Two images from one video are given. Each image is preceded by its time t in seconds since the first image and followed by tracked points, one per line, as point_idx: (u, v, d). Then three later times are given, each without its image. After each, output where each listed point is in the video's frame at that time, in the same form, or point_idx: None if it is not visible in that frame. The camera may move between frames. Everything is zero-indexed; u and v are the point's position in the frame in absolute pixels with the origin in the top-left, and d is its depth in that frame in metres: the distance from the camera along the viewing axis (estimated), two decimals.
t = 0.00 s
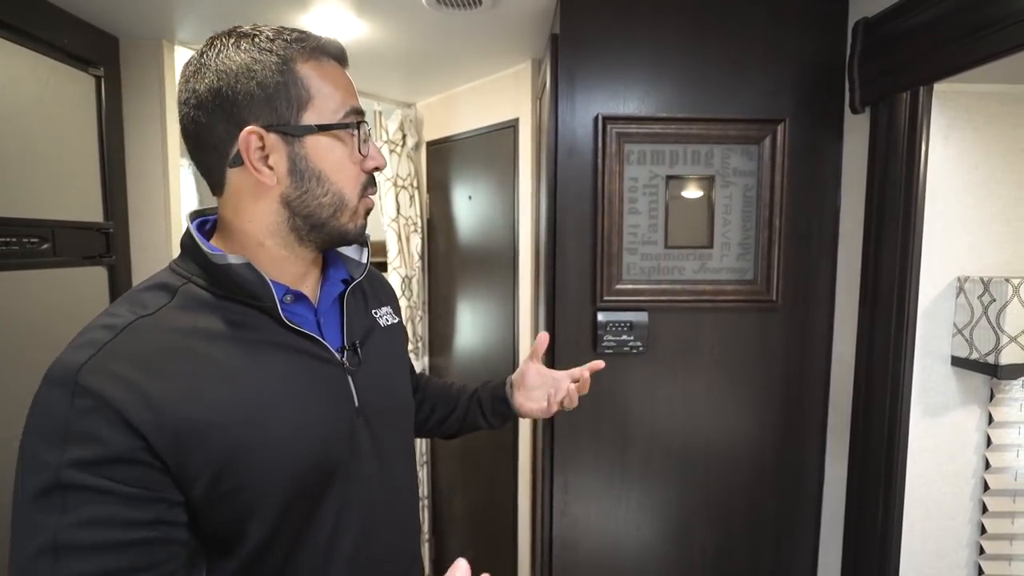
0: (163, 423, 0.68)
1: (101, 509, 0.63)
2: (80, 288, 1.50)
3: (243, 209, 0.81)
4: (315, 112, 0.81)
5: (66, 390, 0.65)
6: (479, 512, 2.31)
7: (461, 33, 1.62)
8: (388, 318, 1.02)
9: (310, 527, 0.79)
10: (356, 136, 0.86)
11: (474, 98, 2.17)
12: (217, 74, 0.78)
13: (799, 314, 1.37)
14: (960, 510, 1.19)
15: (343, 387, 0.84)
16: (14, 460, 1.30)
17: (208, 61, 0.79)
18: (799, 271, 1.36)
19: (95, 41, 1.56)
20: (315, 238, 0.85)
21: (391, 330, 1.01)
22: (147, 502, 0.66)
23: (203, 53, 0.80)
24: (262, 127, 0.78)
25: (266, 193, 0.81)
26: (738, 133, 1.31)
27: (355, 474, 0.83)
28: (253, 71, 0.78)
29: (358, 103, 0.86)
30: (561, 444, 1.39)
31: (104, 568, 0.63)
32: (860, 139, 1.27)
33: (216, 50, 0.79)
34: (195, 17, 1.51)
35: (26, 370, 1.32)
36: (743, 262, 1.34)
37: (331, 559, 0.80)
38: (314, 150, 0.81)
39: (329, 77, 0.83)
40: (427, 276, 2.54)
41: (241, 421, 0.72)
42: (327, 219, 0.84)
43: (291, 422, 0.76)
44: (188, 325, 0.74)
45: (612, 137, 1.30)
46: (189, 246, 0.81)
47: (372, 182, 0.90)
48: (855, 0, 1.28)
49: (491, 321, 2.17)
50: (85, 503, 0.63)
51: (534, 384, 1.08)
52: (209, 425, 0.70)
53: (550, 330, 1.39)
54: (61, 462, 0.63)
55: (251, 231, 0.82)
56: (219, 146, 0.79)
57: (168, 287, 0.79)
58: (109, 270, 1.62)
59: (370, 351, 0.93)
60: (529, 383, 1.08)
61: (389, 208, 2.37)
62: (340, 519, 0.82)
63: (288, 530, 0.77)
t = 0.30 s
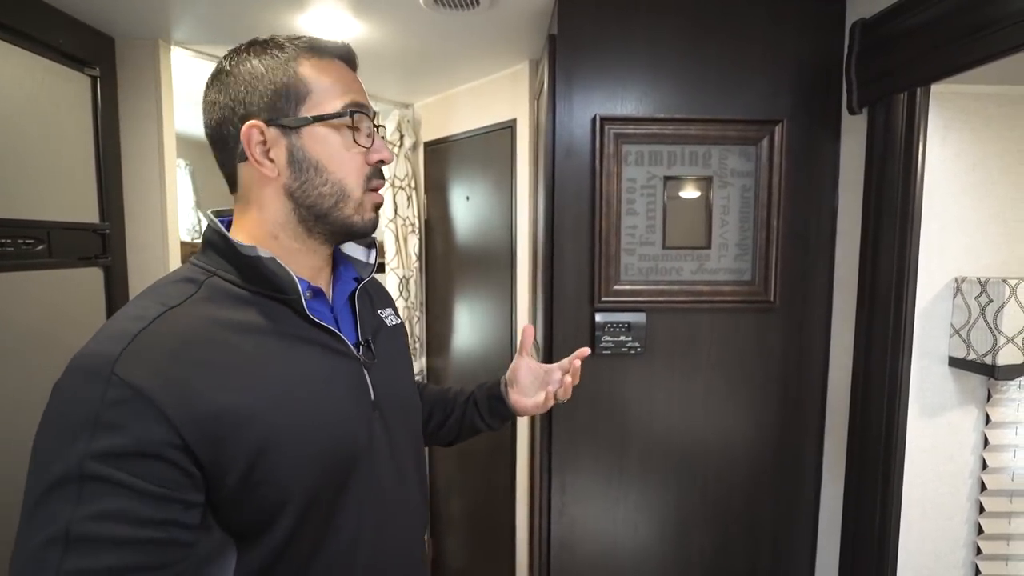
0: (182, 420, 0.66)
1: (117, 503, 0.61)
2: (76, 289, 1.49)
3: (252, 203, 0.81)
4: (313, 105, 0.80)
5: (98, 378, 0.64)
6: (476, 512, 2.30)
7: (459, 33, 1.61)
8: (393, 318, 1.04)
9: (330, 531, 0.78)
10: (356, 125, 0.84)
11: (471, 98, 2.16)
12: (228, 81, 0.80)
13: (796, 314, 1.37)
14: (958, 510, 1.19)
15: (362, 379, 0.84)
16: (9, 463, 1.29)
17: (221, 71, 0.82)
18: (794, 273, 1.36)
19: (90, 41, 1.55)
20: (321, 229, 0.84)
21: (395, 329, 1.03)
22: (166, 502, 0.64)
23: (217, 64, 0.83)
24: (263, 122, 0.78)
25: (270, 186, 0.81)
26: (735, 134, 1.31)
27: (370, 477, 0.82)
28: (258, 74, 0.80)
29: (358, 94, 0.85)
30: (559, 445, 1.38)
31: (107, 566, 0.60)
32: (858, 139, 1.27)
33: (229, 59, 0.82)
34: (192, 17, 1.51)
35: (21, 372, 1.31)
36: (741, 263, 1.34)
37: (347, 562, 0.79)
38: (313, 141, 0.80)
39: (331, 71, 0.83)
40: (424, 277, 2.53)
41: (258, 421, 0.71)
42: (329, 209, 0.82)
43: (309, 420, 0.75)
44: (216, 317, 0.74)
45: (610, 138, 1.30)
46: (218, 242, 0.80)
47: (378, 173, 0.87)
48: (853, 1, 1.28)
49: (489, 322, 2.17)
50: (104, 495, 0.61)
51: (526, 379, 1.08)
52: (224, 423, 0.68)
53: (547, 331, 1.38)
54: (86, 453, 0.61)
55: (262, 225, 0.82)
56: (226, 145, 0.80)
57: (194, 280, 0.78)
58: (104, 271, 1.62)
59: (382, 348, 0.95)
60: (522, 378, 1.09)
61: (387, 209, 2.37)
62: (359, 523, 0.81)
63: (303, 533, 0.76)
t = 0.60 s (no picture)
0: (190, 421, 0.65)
1: (129, 480, 0.60)
2: (73, 290, 1.49)
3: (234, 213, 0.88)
4: (238, 108, 0.80)
5: (114, 367, 0.64)
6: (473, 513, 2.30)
7: (456, 33, 1.61)
8: (400, 319, 1.04)
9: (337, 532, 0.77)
10: (278, 121, 0.80)
11: (468, 98, 2.16)
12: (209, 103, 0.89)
13: (792, 314, 1.37)
14: (953, 509, 1.19)
15: (368, 375, 0.84)
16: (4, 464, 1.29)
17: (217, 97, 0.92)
18: (790, 274, 1.36)
19: (85, 41, 1.55)
20: (261, 232, 0.82)
21: (403, 329, 1.04)
22: (177, 483, 0.63)
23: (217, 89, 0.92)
24: (217, 137, 0.84)
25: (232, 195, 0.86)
26: (730, 134, 1.31)
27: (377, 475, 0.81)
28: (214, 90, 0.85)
29: (284, 86, 0.80)
30: (556, 445, 1.38)
31: (117, 542, 0.57)
32: (853, 140, 1.27)
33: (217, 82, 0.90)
34: (188, 16, 1.50)
35: (16, 373, 1.30)
36: (737, 263, 1.34)
37: (353, 563, 0.79)
38: (232, 144, 0.80)
39: (269, 70, 0.81)
40: (422, 277, 2.53)
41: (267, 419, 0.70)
42: (255, 211, 0.80)
43: (319, 417, 0.75)
44: (227, 313, 0.75)
45: (606, 138, 1.30)
46: (228, 241, 0.81)
47: (301, 166, 0.79)
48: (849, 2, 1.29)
49: (486, 322, 2.17)
50: (117, 470, 0.59)
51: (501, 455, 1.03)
52: (237, 421, 0.68)
53: (545, 332, 1.38)
54: (99, 429, 0.60)
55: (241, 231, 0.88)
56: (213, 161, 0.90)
57: (204, 277, 0.79)
58: (100, 272, 1.61)
59: (389, 346, 0.95)
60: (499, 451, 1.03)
61: (384, 209, 2.37)
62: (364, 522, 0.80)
63: (307, 533, 0.75)
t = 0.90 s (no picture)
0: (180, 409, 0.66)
1: (127, 459, 0.61)
2: (67, 290, 1.48)
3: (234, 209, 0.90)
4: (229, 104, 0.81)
5: (106, 356, 0.65)
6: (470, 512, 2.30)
7: (453, 33, 1.61)
8: (401, 314, 1.02)
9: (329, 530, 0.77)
10: (267, 117, 0.80)
11: (465, 98, 2.16)
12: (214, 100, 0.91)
13: (788, 314, 1.37)
14: (948, 508, 1.19)
15: (364, 375, 0.84)
16: None
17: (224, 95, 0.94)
18: (786, 273, 1.36)
19: (81, 41, 1.54)
20: (250, 227, 0.83)
21: (405, 326, 1.02)
22: (174, 459, 0.64)
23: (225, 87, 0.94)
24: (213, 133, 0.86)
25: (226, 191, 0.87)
26: (726, 134, 1.31)
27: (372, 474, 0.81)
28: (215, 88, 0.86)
29: (273, 81, 0.80)
30: (553, 445, 1.38)
31: (119, 519, 0.58)
32: (849, 139, 1.28)
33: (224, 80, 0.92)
34: (183, 14, 1.50)
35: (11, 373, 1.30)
36: (734, 263, 1.35)
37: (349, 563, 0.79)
38: (226, 140, 0.82)
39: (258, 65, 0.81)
40: (419, 277, 2.53)
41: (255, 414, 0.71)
42: (243, 206, 0.80)
43: (310, 411, 0.75)
44: (219, 305, 0.75)
45: (603, 137, 1.30)
46: (222, 237, 0.81)
47: (284, 164, 0.79)
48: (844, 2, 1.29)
49: (484, 322, 2.16)
50: (116, 450, 0.61)
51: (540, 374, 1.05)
52: (217, 411, 0.68)
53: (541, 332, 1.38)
54: (95, 413, 0.61)
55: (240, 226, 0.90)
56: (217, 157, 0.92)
57: (199, 272, 0.79)
58: (96, 272, 1.60)
59: (386, 339, 0.93)
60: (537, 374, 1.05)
61: (381, 209, 2.36)
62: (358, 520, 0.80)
63: (303, 532, 0.75)
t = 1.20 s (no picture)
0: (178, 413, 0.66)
1: (120, 468, 0.63)
2: (64, 288, 1.48)
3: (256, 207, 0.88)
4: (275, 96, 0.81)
5: (108, 355, 0.66)
6: (468, 512, 2.30)
7: (451, 31, 1.61)
8: (419, 322, 0.99)
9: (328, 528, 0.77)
10: (320, 109, 0.81)
11: (463, 97, 2.16)
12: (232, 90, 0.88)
13: (787, 313, 1.37)
14: (945, 507, 1.19)
15: (369, 380, 0.82)
16: None
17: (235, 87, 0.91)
18: (785, 273, 1.36)
19: (77, 39, 1.54)
20: (301, 219, 0.82)
21: (422, 333, 0.99)
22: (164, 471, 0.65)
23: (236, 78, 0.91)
24: (244, 125, 0.84)
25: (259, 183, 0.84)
26: (724, 134, 1.31)
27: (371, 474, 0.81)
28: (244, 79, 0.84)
29: (324, 75, 0.81)
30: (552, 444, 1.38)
31: (103, 528, 0.62)
32: (847, 139, 1.28)
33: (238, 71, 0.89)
34: (180, 13, 1.49)
35: (9, 372, 1.29)
36: (732, 262, 1.35)
37: (346, 562, 0.78)
38: (274, 132, 0.80)
39: (301, 60, 0.82)
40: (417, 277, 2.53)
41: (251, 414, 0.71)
42: (298, 198, 0.80)
43: (310, 414, 0.75)
44: (231, 306, 0.75)
45: (601, 136, 1.30)
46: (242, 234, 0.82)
47: (348, 154, 0.81)
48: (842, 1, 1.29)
49: (482, 322, 2.16)
50: (107, 459, 0.63)
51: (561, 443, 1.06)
52: (215, 417, 0.68)
53: (540, 331, 1.38)
54: (95, 417, 0.63)
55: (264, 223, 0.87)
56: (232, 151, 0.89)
57: (216, 268, 0.80)
58: (93, 271, 1.60)
59: (399, 348, 0.91)
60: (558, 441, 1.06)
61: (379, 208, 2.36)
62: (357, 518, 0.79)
63: (301, 529, 0.75)
